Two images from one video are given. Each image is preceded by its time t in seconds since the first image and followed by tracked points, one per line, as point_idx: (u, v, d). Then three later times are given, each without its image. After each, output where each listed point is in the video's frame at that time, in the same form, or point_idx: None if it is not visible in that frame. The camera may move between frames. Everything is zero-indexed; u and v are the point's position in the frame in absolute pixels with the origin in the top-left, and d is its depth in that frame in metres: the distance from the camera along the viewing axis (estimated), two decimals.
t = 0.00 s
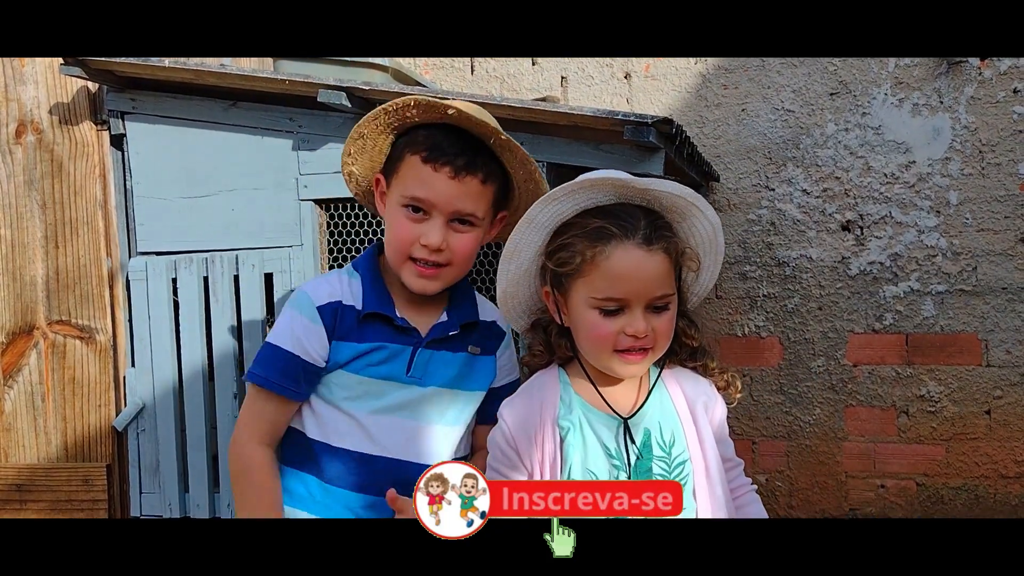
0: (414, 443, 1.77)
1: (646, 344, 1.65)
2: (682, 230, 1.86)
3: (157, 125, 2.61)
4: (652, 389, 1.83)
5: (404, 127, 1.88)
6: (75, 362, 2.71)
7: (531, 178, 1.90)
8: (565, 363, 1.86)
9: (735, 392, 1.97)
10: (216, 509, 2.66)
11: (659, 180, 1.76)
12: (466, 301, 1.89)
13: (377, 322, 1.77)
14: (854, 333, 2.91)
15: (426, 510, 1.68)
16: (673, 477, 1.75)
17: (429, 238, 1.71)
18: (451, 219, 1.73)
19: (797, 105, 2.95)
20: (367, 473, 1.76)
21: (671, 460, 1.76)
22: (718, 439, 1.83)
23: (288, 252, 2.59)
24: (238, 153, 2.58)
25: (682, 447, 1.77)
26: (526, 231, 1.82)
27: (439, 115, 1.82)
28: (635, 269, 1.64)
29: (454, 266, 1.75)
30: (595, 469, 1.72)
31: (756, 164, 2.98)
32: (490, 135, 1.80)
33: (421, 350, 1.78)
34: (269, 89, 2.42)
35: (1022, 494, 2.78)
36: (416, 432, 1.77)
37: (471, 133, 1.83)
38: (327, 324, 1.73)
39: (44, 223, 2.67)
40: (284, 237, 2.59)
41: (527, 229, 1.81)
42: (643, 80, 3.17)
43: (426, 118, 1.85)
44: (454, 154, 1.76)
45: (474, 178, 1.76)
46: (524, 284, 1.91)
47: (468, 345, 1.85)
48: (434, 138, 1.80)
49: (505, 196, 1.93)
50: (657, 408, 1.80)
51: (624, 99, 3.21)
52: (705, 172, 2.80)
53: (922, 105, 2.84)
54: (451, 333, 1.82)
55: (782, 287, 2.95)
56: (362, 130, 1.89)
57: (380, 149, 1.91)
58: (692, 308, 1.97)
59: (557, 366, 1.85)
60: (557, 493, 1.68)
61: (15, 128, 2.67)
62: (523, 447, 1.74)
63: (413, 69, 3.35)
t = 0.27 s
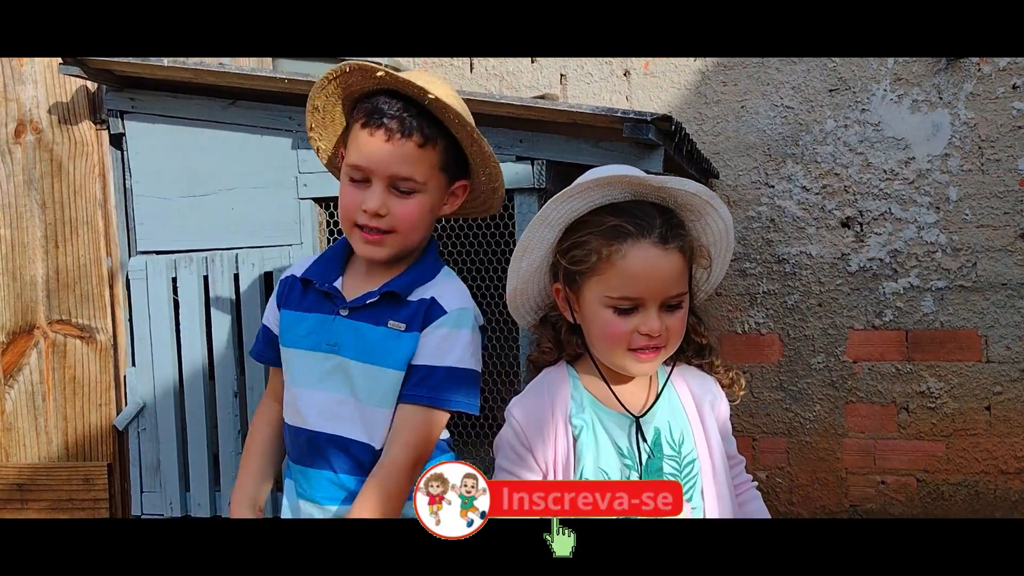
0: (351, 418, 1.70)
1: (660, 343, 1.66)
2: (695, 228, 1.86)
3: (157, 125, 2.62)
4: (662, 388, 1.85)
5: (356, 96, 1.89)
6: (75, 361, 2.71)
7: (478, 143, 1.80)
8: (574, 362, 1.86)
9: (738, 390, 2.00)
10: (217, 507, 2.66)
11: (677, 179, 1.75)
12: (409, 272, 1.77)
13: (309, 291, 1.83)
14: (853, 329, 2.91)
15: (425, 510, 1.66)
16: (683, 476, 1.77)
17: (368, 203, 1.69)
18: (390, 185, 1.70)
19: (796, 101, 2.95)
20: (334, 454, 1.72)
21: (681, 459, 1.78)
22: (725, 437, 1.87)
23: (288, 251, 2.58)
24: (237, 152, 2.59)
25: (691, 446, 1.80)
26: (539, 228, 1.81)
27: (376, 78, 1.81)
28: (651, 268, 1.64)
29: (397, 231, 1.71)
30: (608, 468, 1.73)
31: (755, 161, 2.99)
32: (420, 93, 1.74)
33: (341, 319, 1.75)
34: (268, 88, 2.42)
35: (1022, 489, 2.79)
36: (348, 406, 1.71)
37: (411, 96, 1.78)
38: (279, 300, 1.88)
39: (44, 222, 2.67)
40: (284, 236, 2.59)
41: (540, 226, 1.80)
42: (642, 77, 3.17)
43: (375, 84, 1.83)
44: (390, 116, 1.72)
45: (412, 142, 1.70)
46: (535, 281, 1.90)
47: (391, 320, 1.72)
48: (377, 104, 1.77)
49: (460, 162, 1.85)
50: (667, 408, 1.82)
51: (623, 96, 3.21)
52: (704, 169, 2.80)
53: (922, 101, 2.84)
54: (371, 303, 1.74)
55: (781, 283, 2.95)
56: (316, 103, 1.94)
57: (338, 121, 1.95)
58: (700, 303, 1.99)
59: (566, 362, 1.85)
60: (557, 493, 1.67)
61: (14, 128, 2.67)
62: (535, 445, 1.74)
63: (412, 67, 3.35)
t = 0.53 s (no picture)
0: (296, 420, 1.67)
1: (657, 348, 1.65)
2: (697, 230, 1.85)
3: (155, 124, 2.62)
4: (658, 389, 1.81)
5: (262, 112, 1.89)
6: (74, 361, 2.70)
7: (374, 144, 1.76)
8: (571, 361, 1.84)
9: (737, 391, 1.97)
10: (216, 507, 2.66)
11: (680, 183, 1.74)
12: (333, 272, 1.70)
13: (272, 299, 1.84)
14: (852, 328, 2.91)
15: (425, 510, 1.69)
16: (677, 478, 1.74)
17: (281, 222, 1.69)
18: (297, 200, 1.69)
19: (794, 100, 2.95)
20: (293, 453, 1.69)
21: (675, 461, 1.75)
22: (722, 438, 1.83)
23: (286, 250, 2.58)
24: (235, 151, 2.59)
25: (686, 447, 1.77)
26: (539, 229, 1.80)
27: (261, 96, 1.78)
28: (650, 273, 1.62)
29: (314, 242, 1.70)
30: (599, 469, 1.72)
31: (754, 160, 2.98)
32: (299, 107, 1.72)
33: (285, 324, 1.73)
34: (266, 88, 2.43)
35: (1021, 488, 2.79)
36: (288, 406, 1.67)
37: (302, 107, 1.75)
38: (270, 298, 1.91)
39: (42, 222, 2.67)
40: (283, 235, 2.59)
41: (540, 227, 1.79)
42: (641, 76, 3.17)
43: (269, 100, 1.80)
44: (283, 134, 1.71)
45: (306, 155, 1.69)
46: (532, 282, 1.90)
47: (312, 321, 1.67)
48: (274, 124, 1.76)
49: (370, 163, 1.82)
50: (662, 409, 1.79)
51: (622, 95, 3.21)
52: (703, 167, 2.80)
53: (920, 100, 2.84)
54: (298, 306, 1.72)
55: (780, 282, 2.95)
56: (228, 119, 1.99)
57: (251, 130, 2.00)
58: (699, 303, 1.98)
59: (562, 362, 1.84)
60: (557, 493, 1.68)
61: (13, 128, 2.67)
62: (525, 445, 1.74)
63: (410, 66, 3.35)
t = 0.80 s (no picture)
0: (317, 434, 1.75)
1: (669, 344, 1.65)
2: (711, 224, 1.83)
3: (156, 122, 2.61)
4: (673, 380, 1.78)
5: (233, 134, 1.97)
6: (75, 359, 2.70)
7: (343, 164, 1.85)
8: (585, 353, 1.81)
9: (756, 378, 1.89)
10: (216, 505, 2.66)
11: (694, 178, 1.72)
12: (324, 284, 1.80)
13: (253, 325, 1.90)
14: (853, 326, 2.91)
15: (426, 510, 1.70)
16: (690, 472, 1.72)
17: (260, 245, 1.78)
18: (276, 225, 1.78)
19: (795, 98, 2.95)
20: (306, 469, 1.78)
21: (689, 455, 1.73)
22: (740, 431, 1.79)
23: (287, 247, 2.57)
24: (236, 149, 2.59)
25: (702, 441, 1.73)
26: (549, 226, 1.79)
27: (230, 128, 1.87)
28: (663, 270, 1.62)
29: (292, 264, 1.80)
30: (608, 460, 1.71)
31: (755, 157, 2.98)
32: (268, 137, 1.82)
33: (281, 342, 1.80)
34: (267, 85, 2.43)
35: None
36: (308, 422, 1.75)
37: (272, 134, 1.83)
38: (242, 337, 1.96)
39: (43, 220, 2.67)
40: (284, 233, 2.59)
41: (551, 223, 1.78)
42: (642, 74, 3.16)
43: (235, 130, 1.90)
44: (257, 162, 1.79)
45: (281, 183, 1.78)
46: (545, 277, 1.89)
47: (319, 331, 1.76)
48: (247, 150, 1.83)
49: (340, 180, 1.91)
50: (677, 401, 1.76)
51: (623, 93, 3.22)
52: (704, 165, 2.80)
53: (922, 97, 2.84)
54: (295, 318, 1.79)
55: (781, 280, 2.96)
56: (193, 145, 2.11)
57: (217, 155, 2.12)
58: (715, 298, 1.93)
59: (574, 353, 1.82)
60: (557, 493, 1.71)
61: (13, 125, 2.67)
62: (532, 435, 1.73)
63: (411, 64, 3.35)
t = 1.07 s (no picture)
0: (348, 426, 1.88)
1: (678, 338, 1.64)
2: (728, 219, 1.79)
3: (156, 120, 2.61)
4: (694, 378, 1.79)
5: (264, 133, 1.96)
6: (74, 357, 2.70)
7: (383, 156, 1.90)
8: (608, 348, 1.83)
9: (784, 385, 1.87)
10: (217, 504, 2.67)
11: (699, 171, 1.70)
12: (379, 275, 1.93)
13: (287, 312, 1.90)
14: (853, 324, 2.91)
15: (425, 510, 1.72)
16: (709, 471, 1.72)
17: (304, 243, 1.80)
18: (319, 223, 1.81)
19: (795, 96, 2.94)
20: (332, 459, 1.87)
21: (707, 454, 1.72)
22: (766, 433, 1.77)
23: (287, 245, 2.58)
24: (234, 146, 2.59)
25: (722, 440, 1.73)
26: (560, 218, 1.82)
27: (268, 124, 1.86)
28: (667, 262, 1.61)
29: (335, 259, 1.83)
30: (623, 452, 1.73)
31: (755, 155, 2.99)
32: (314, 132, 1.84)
33: (336, 329, 1.89)
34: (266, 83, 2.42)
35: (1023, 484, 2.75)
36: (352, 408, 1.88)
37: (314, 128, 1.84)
38: (237, 330, 1.91)
39: (42, 218, 2.67)
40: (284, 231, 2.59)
41: (561, 215, 1.81)
42: (642, 72, 3.17)
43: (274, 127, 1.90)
44: (299, 159, 1.80)
45: (324, 179, 1.80)
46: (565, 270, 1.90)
47: (394, 316, 1.92)
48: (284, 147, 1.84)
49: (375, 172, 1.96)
50: (697, 399, 1.76)
51: (623, 91, 3.22)
52: (704, 163, 2.79)
53: (922, 95, 2.83)
54: (360, 303, 1.90)
55: (781, 278, 2.96)
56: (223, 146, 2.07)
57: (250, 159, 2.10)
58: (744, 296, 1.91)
59: (596, 347, 1.84)
60: (557, 493, 1.69)
61: (13, 124, 2.66)
62: (550, 423, 1.76)
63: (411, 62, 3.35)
